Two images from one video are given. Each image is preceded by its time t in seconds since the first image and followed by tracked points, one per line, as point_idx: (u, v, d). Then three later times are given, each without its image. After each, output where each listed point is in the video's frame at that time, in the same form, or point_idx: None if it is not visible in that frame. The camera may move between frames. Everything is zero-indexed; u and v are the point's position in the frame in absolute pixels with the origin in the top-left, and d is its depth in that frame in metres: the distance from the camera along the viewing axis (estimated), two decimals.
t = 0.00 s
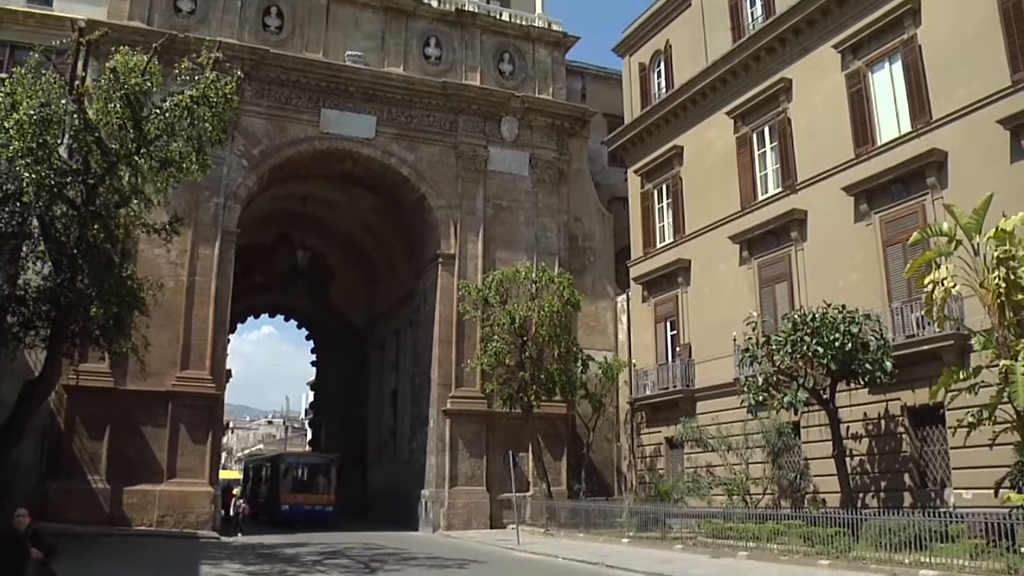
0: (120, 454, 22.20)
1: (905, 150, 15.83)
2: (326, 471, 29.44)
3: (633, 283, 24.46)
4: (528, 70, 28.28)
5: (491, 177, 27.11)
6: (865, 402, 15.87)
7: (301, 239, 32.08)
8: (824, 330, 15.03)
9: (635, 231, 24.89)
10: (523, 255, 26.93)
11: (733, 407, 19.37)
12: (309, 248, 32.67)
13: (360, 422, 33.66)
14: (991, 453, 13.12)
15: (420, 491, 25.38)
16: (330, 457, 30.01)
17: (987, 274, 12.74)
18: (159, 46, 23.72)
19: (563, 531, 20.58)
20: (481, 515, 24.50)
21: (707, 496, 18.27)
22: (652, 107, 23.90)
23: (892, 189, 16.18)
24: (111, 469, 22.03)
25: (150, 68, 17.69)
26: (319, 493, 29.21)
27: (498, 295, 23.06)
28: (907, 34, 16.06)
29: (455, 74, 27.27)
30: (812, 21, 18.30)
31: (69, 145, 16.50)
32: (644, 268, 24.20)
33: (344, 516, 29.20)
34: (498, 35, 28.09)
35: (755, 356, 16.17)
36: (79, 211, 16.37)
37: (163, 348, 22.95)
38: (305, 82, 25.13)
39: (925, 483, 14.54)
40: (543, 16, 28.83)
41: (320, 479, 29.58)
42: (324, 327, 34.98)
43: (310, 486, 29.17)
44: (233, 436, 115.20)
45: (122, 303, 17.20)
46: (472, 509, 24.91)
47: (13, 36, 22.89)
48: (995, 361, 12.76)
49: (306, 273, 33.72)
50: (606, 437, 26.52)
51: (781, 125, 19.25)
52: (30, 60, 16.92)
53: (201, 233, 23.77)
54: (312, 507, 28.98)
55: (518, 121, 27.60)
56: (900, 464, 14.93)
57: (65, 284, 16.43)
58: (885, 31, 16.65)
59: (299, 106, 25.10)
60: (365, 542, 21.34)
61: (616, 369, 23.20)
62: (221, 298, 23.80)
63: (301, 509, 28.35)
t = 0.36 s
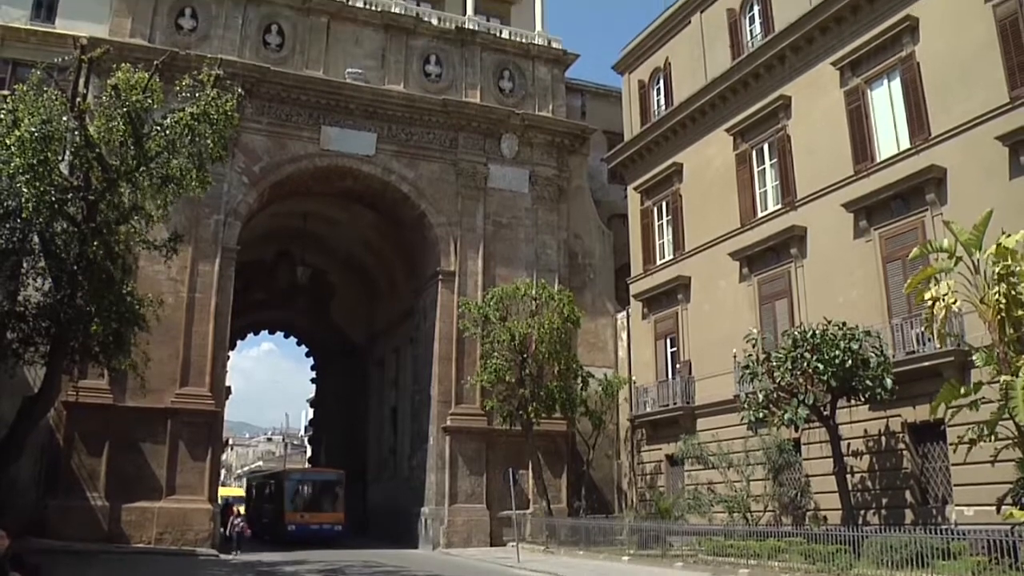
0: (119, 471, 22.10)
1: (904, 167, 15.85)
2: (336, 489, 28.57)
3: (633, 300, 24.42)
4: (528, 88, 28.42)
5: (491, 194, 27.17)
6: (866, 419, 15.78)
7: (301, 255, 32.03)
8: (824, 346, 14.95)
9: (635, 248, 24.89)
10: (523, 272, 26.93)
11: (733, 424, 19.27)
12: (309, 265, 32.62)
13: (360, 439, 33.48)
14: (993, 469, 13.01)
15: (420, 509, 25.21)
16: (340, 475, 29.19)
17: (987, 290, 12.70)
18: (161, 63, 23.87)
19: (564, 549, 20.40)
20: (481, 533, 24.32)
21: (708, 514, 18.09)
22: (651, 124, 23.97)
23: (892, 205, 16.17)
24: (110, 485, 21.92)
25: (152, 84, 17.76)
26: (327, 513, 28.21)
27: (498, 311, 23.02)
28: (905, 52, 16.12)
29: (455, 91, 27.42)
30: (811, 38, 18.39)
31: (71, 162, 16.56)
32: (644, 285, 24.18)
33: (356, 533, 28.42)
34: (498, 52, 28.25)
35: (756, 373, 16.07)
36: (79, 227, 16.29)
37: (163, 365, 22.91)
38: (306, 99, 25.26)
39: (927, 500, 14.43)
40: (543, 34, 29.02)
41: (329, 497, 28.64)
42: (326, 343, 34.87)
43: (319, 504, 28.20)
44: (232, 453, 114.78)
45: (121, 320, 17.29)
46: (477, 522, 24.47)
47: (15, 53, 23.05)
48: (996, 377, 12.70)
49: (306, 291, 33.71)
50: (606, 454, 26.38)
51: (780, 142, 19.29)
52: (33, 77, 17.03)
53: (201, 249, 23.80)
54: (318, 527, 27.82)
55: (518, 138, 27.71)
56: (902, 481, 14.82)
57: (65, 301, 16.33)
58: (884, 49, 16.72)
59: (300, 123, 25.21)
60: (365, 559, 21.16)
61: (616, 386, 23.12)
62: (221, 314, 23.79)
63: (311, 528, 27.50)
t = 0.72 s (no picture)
0: (118, 491, 21.98)
1: (903, 186, 15.85)
2: (348, 509, 26.73)
3: (633, 319, 24.37)
4: (528, 108, 28.58)
5: (490, 214, 27.22)
6: (867, 438, 15.67)
7: (301, 274, 31.97)
8: (825, 365, 14.86)
9: (635, 268, 24.87)
10: (523, 291, 26.91)
11: (734, 443, 19.15)
12: (309, 285, 32.57)
13: (360, 459, 33.27)
14: (994, 489, 12.90)
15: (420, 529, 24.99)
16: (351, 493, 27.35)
17: (987, 309, 12.64)
18: (162, 83, 24.03)
19: (564, 570, 20.19)
20: (481, 553, 24.12)
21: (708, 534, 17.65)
22: (651, 144, 24.04)
23: (892, 224, 16.15)
24: (108, 505, 21.79)
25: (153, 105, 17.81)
26: (337, 533, 26.43)
27: (498, 331, 22.96)
28: (903, 71, 16.19)
29: (455, 111, 27.57)
30: (809, 58, 18.49)
31: (71, 181, 16.61)
32: (644, 304, 24.14)
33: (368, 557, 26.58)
34: (498, 73, 28.43)
35: (756, 392, 15.93)
36: (79, 246, 16.35)
37: (162, 384, 22.85)
38: (307, 120, 25.40)
39: (929, 520, 14.29)
40: (542, 55, 29.22)
41: (339, 516, 26.74)
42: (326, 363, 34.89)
43: (329, 524, 26.41)
44: (231, 473, 114.34)
45: (120, 339, 17.30)
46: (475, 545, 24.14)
47: (17, 73, 23.19)
48: (996, 396, 12.62)
49: (306, 310, 33.69)
50: (606, 474, 26.23)
51: (779, 161, 19.32)
52: (34, 97, 17.08)
53: (201, 268, 23.82)
54: (326, 548, 26.09)
55: (518, 158, 27.81)
56: (903, 500, 14.70)
57: (65, 319, 16.33)
58: (882, 69, 16.80)
59: (300, 143, 25.34)
60: None
61: (616, 405, 23.02)
62: (221, 333, 23.78)
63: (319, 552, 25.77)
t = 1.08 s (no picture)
0: (116, 511, 21.84)
1: (902, 206, 15.86)
2: (359, 530, 25.81)
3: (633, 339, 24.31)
4: (527, 128, 28.75)
5: (490, 234, 27.26)
6: (868, 457, 15.53)
7: (301, 294, 31.94)
8: (825, 385, 14.75)
9: (635, 288, 24.84)
10: (523, 311, 26.88)
11: (736, 463, 19.00)
12: (309, 305, 32.53)
13: (361, 480, 33.06)
14: (995, 508, 12.78)
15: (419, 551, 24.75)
16: (365, 513, 26.40)
17: (987, 327, 12.59)
18: (163, 103, 24.19)
19: None
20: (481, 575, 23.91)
21: (709, 555, 17.42)
22: (650, 164, 24.11)
23: (891, 244, 16.13)
24: (106, 526, 21.65)
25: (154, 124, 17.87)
26: (347, 556, 25.44)
27: (498, 351, 22.89)
28: (901, 91, 16.26)
29: (455, 132, 27.72)
30: (808, 79, 18.57)
31: (72, 201, 16.64)
32: (643, 324, 24.09)
33: None
34: (498, 93, 28.62)
35: (756, 413, 15.75)
36: (79, 265, 16.39)
37: (162, 404, 22.78)
38: (308, 140, 25.53)
39: (931, 540, 14.14)
40: (542, 76, 29.43)
41: (350, 537, 25.76)
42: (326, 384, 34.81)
43: (338, 546, 25.41)
44: (229, 493, 113.83)
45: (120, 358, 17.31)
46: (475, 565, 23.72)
47: (19, 92, 23.31)
48: (997, 415, 12.53)
49: (305, 330, 33.65)
50: (606, 494, 26.07)
51: (779, 181, 19.36)
52: (35, 116, 17.14)
53: (201, 288, 23.82)
54: (336, 572, 25.04)
55: (518, 178, 27.91)
56: (905, 520, 14.56)
57: (65, 338, 16.31)
58: (880, 89, 16.87)
59: (301, 163, 25.45)
60: None
61: (616, 426, 22.89)
62: (221, 353, 23.75)
63: None
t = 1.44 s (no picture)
0: (114, 533, 21.69)
1: (901, 226, 15.87)
2: (369, 552, 24.51)
3: (633, 360, 24.23)
4: (527, 150, 28.90)
5: (490, 255, 27.29)
6: (869, 478, 15.41)
7: (301, 314, 31.93)
8: (826, 407, 14.65)
9: (635, 309, 24.79)
10: (523, 333, 26.84)
11: (737, 484, 18.86)
12: (309, 326, 32.49)
13: (361, 502, 32.83)
14: (998, 530, 12.65)
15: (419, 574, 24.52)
16: (376, 533, 25.11)
17: (987, 348, 12.53)
18: (164, 124, 24.36)
19: None
20: None
21: None
22: (650, 185, 24.16)
23: (891, 264, 16.10)
24: (104, 548, 21.49)
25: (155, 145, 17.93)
26: None
27: (498, 373, 22.80)
28: (900, 112, 16.32)
29: (455, 153, 27.86)
30: (806, 100, 18.65)
31: (73, 222, 16.68)
32: (643, 345, 24.02)
33: None
34: (498, 115, 28.79)
35: (756, 433, 15.64)
36: (79, 285, 16.42)
37: (161, 425, 22.69)
38: (309, 162, 25.65)
39: (933, 562, 13.98)
40: (542, 98, 29.62)
41: (360, 561, 24.48)
42: (326, 405, 34.71)
43: (348, 568, 24.19)
44: (228, 515, 113.28)
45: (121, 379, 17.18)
46: None
47: (21, 113, 23.44)
48: (999, 436, 12.44)
49: (305, 350, 33.61)
50: (606, 516, 25.87)
51: (778, 202, 19.38)
52: (36, 138, 17.20)
53: (201, 309, 23.81)
54: None
55: (517, 199, 28.00)
56: (906, 542, 14.42)
57: (64, 359, 16.30)
58: (879, 110, 16.93)
59: (301, 184, 25.56)
60: None
61: (616, 447, 22.76)
62: (220, 374, 23.70)
63: None
